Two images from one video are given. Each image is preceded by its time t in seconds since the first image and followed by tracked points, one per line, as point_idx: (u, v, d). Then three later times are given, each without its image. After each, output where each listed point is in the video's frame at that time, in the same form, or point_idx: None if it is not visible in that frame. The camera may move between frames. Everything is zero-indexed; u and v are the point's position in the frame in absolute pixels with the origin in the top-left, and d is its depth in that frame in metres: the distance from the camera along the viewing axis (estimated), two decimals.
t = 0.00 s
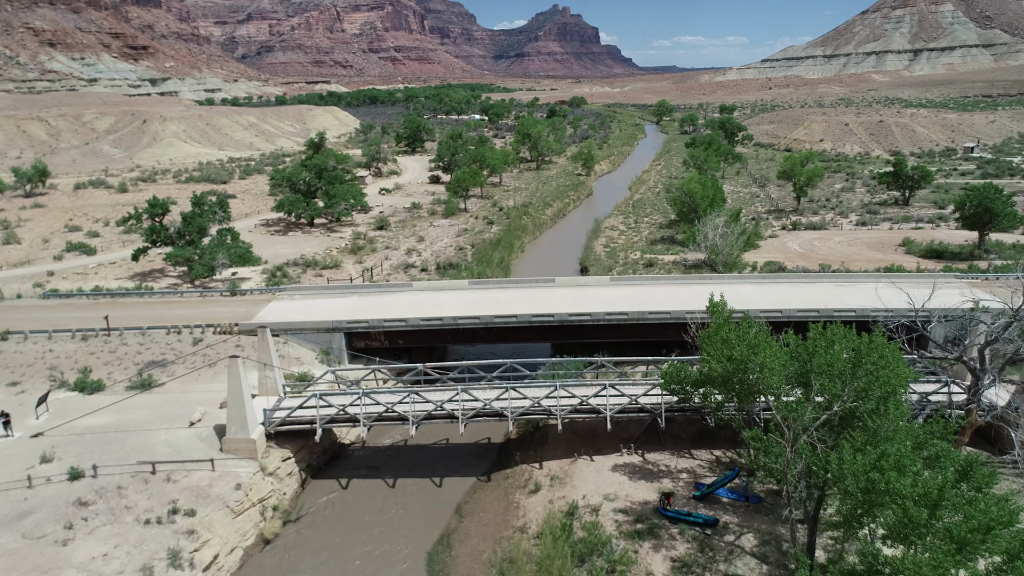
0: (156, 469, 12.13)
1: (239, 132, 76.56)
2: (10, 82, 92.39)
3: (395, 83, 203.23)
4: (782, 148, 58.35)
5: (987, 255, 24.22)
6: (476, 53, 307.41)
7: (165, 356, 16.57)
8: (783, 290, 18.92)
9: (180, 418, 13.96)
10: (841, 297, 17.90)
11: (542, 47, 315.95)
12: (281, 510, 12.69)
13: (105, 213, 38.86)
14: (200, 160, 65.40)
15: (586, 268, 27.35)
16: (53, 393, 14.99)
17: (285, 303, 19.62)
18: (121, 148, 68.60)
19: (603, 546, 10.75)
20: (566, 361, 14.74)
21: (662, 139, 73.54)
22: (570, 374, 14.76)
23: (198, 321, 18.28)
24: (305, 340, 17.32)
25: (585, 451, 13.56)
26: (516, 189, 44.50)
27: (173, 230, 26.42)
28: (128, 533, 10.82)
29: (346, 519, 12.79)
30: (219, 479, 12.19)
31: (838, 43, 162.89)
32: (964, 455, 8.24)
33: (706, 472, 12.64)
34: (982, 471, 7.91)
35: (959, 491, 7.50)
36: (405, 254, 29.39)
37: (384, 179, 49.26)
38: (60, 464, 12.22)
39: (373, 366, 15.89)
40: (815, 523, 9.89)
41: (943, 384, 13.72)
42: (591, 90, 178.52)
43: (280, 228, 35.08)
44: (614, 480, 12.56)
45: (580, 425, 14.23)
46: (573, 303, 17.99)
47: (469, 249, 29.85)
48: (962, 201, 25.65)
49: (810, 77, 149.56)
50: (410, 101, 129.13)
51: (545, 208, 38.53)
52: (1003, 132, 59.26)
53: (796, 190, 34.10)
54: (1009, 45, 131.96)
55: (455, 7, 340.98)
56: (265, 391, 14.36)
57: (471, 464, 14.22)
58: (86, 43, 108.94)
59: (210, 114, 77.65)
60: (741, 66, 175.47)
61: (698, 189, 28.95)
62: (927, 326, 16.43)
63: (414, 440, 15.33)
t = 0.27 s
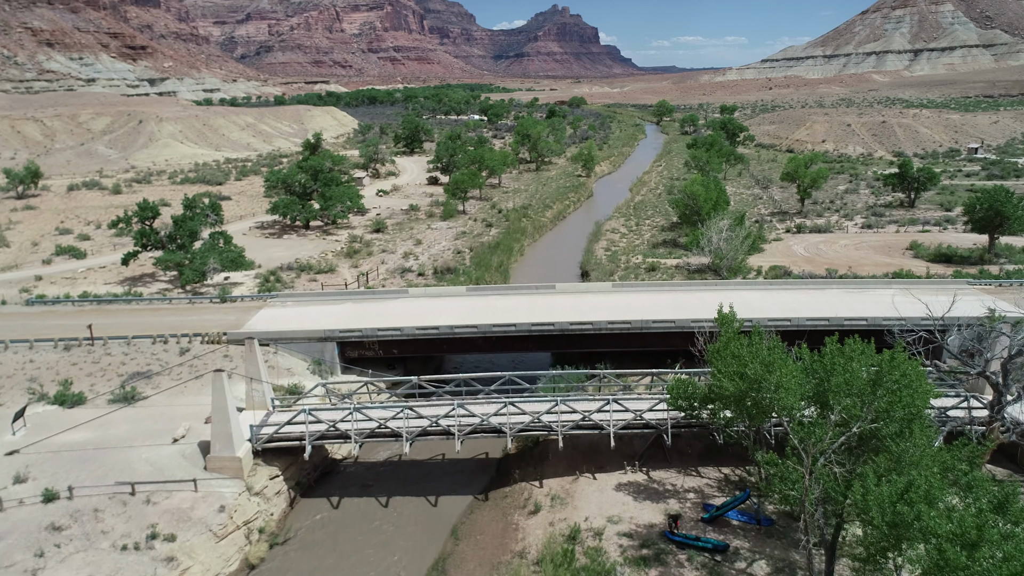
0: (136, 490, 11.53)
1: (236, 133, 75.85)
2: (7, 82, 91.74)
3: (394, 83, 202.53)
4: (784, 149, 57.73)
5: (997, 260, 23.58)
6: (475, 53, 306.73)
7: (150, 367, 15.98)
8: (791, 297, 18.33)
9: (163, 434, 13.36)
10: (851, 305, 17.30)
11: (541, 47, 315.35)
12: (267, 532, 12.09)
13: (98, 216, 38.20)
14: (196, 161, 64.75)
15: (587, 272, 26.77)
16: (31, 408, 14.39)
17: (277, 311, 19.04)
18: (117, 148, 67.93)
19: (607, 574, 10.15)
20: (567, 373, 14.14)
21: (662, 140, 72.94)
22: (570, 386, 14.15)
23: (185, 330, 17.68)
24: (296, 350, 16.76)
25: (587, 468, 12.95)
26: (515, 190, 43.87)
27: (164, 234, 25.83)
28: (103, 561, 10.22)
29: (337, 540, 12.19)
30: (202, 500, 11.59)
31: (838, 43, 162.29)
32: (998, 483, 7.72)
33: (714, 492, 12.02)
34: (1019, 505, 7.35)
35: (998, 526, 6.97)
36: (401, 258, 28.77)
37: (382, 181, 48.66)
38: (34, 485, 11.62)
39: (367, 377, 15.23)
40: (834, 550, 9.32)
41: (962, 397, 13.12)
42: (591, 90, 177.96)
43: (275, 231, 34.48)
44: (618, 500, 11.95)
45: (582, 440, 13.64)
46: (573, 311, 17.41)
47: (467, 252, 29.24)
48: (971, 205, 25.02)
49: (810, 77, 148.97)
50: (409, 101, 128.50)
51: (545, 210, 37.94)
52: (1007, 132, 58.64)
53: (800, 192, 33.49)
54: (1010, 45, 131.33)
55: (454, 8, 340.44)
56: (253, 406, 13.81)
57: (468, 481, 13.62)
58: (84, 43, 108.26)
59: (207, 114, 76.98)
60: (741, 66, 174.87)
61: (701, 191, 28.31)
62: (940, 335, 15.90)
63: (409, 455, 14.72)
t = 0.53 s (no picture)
0: (109, 515, 10.88)
1: (229, 133, 74.97)
2: None
3: (389, 83, 201.62)
4: (782, 149, 57.27)
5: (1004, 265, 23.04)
6: (471, 53, 305.98)
7: (130, 380, 15.34)
8: (795, 305, 17.77)
9: (142, 453, 12.73)
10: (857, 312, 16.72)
11: (537, 47, 314.85)
12: (249, 558, 11.44)
13: (86, 219, 37.43)
14: (188, 162, 63.92)
15: (585, 277, 26.17)
16: (4, 424, 13.75)
17: (265, 320, 18.42)
18: (108, 149, 67.04)
19: None
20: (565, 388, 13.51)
21: (659, 140, 72.43)
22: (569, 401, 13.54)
23: (168, 340, 17.04)
24: (284, 362, 16.15)
25: (587, 488, 12.35)
26: (511, 192, 43.25)
27: (150, 239, 25.16)
28: None
29: (322, 566, 11.54)
30: (180, 525, 10.96)
31: (833, 43, 162.11)
32: None
33: (720, 514, 11.42)
34: None
35: None
36: (395, 263, 28.11)
37: (376, 182, 47.98)
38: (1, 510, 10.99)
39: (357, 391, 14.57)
40: None
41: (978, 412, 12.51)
42: (587, 90, 177.51)
43: (266, 234, 33.81)
44: (619, 522, 11.35)
45: (581, 457, 13.03)
46: (571, 320, 16.79)
47: (461, 256, 28.61)
48: (976, 208, 24.45)
49: (806, 78, 148.77)
50: (404, 101, 127.77)
51: (541, 212, 37.34)
52: (1006, 133, 58.25)
53: (800, 194, 32.96)
54: (1006, 45, 131.23)
55: (450, 8, 339.82)
56: (237, 422, 13.30)
57: (462, 501, 12.99)
58: (78, 43, 107.24)
59: (200, 115, 76.11)
60: (737, 66, 174.66)
61: (701, 194, 27.73)
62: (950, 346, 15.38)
63: (400, 473, 14.09)
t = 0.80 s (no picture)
0: (78, 544, 10.26)
1: (221, 134, 74.11)
2: None
3: (384, 83, 200.79)
4: (779, 150, 56.81)
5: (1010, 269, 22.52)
6: (466, 53, 305.32)
7: (108, 394, 14.68)
8: (799, 312, 17.22)
9: (116, 474, 12.08)
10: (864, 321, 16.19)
11: (532, 47, 314.33)
12: None
13: (72, 222, 36.66)
14: (180, 163, 63.12)
15: (582, 282, 25.57)
16: None
17: (253, 329, 17.78)
18: (98, 150, 66.18)
19: None
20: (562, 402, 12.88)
21: (656, 141, 71.96)
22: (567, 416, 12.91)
23: (149, 351, 16.38)
24: (271, 374, 15.53)
25: (586, 508, 11.76)
26: (506, 194, 42.64)
27: (135, 243, 24.46)
28: None
29: None
30: (154, 554, 10.32)
31: (829, 43, 162.07)
32: None
33: (727, 537, 10.82)
34: None
35: None
36: (388, 267, 27.47)
37: (369, 184, 47.33)
38: None
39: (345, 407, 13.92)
40: None
41: (997, 428, 11.93)
42: (582, 90, 177.09)
43: (256, 237, 33.13)
44: (620, 547, 10.72)
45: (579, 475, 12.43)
46: (569, 329, 16.20)
47: (455, 260, 27.99)
48: (981, 210, 23.92)
49: (801, 78, 148.68)
50: (399, 102, 127.04)
51: (537, 215, 36.75)
52: (1004, 133, 57.93)
53: (800, 196, 32.42)
54: (1000, 45, 131.30)
55: (446, 8, 339.09)
56: (218, 440, 12.61)
57: (455, 522, 12.37)
58: (70, 43, 106.11)
59: (192, 116, 75.26)
60: (732, 66, 174.52)
61: (700, 197, 27.15)
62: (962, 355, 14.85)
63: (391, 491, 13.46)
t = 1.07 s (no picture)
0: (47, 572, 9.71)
1: (214, 134, 73.27)
2: None
3: (379, 83, 200.00)
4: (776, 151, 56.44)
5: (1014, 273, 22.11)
6: (461, 53, 304.65)
7: (86, 408, 14.09)
8: (803, 319, 16.73)
9: (91, 494, 11.49)
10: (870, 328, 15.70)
11: (527, 47, 313.86)
12: None
13: (59, 225, 35.98)
14: (171, 164, 62.35)
15: (579, 287, 25.05)
16: None
17: (240, 338, 17.19)
18: (88, 151, 65.36)
19: None
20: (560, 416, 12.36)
21: (652, 141, 71.54)
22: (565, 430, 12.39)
23: (130, 361, 15.78)
24: (256, 385, 14.93)
25: (585, 528, 11.23)
26: (502, 195, 42.09)
27: (120, 248, 23.82)
28: None
29: None
30: None
31: (823, 43, 162.12)
32: None
33: (734, 559, 10.30)
34: None
35: None
36: (380, 271, 26.90)
37: (363, 185, 46.73)
38: None
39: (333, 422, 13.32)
40: None
41: (1013, 442, 11.44)
42: (578, 91, 176.73)
43: (246, 240, 32.51)
44: (621, 571, 10.19)
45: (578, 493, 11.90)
46: (566, 337, 15.67)
47: (449, 264, 27.44)
48: (985, 213, 23.49)
49: (796, 78, 148.65)
50: (394, 102, 126.35)
51: (532, 216, 36.23)
52: (1001, 133, 57.72)
53: (799, 197, 31.97)
54: (994, 45, 131.41)
55: (441, 8, 338.43)
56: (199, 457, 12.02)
57: (448, 542, 11.82)
58: (63, 43, 105.07)
59: (185, 116, 74.45)
60: (727, 66, 174.44)
61: (699, 199, 26.65)
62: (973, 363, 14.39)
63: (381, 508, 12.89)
